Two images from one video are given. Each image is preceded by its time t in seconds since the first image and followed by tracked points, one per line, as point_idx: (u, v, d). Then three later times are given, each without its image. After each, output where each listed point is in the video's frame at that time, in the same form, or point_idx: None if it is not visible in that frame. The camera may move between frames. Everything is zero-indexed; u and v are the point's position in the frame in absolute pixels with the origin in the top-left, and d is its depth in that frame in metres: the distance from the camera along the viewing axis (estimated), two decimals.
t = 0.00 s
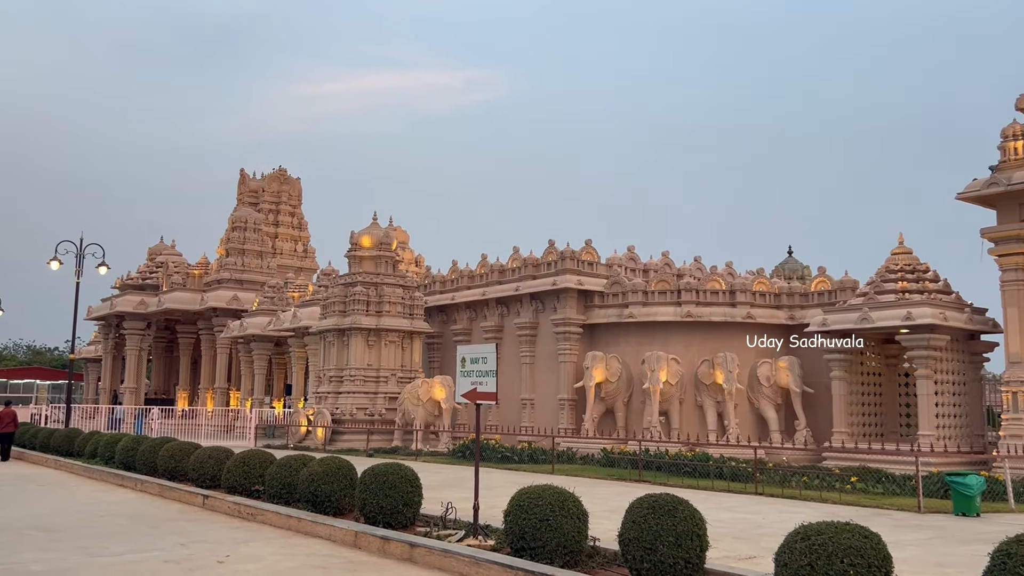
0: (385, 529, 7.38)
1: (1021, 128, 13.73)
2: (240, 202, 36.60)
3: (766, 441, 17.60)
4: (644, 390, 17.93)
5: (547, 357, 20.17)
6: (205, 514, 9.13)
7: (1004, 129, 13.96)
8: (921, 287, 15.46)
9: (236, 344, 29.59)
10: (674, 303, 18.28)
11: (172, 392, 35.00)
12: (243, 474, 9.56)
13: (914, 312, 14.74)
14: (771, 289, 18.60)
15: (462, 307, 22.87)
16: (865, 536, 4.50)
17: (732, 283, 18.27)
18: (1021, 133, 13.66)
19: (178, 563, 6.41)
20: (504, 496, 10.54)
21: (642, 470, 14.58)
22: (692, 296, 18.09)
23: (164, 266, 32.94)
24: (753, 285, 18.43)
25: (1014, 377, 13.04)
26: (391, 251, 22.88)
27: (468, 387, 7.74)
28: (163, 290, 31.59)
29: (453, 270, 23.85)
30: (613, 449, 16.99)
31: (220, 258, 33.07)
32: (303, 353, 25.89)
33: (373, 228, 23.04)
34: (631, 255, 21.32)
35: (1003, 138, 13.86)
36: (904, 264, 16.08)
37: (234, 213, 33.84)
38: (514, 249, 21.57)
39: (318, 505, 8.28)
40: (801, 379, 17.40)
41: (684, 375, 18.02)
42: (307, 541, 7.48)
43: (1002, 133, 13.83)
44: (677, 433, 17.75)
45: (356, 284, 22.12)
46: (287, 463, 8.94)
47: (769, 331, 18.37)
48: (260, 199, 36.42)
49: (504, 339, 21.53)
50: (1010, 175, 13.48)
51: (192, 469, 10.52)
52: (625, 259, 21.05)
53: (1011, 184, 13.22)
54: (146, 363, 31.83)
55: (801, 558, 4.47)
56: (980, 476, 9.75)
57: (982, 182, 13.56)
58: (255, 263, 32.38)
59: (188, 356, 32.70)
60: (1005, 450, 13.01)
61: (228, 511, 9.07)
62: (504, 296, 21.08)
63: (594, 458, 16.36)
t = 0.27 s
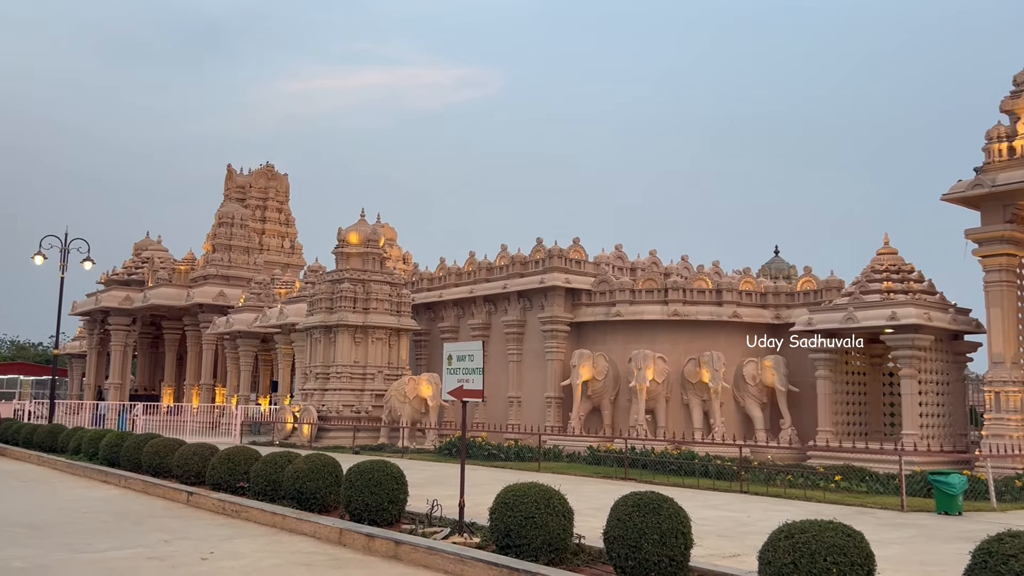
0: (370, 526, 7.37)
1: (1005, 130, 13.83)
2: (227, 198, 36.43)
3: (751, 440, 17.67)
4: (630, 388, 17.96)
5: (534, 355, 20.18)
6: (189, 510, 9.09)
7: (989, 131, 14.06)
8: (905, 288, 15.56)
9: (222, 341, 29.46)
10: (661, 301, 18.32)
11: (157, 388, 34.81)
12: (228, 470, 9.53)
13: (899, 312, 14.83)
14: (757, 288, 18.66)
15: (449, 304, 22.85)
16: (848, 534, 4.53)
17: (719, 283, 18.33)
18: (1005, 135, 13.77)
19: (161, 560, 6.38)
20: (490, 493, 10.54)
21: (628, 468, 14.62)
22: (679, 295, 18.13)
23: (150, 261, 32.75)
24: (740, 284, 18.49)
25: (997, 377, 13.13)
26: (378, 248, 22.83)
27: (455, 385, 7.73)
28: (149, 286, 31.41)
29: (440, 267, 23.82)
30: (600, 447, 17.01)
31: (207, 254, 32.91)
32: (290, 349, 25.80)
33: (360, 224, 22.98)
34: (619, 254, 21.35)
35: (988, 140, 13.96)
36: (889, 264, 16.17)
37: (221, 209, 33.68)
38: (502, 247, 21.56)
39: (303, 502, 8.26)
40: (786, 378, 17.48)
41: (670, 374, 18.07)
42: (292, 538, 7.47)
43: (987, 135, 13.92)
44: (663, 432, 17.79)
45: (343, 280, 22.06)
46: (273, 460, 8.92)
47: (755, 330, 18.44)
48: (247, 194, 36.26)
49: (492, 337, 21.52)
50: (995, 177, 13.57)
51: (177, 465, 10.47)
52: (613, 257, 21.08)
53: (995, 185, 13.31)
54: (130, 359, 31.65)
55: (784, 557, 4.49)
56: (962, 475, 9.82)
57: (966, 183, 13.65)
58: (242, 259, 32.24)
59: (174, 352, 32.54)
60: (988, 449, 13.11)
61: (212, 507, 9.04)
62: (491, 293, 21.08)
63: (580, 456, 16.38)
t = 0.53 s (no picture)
0: (352, 523, 7.35)
1: (987, 131, 13.96)
2: (211, 193, 36.21)
3: (733, 438, 17.75)
4: (614, 386, 17.99)
5: (518, 353, 20.18)
6: (169, 507, 9.03)
7: (970, 133, 14.17)
8: (887, 288, 15.66)
9: (204, 336, 29.30)
10: (645, 300, 18.35)
11: (139, 384, 34.59)
12: (209, 467, 9.48)
13: (881, 312, 14.93)
14: (741, 287, 18.74)
15: (434, 301, 22.81)
16: (828, 532, 4.55)
17: (703, 281, 18.38)
18: (987, 137, 13.88)
19: (140, 556, 6.33)
20: (473, 490, 10.54)
21: (611, 465, 14.65)
22: (663, 294, 18.17)
23: (132, 256, 32.51)
24: (723, 284, 18.55)
25: (976, 377, 13.24)
26: (363, 245, 22.77)
27: (438, 382, 7.72)
28: (131, 281, 31.18)
29: (425, 264, 23.76)
30: (583, 445, 17.04)
31: (190, 249, 32.70)
32: (273, 345, 25.69)
33: (345, 221, 22.89)
34: (603, 252, 21.37)
35: (970, 141, 14.07)
36: (872, 264, 16.27)
37: (204, 204, 33.47)
38: (487, 244, 21.54)
39: (285, 499, 8.23)
40: (769, 377, 17.56)
41: (654, 372, 18.12)
42: (273, 535, 7.43)
43: (969, 136, 14.04)
44: (646, 429, 17.84)
45: (327, 277, 21.99)
46: (254, 456, 8.88)
47: (738, 329, 18.51)
48: (230, 189, 36.05)
49: (476, 335, 21.51)
50: (976, 178, 13.69)
51: (158, 461, 10.40)
52: (597, 255, 21.11)
53: (977, 186, 13.42)
54: (112, 355, 31.42)
55: (765, 554, 4.51)
56: (942, 474, 9.90)
57: (948, 184, 13.75)
58: (225, 254, 32.05)
59: (156, 348, 32.33)
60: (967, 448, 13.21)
61: (193, 504, 8.99)
62: (476, 290, 21.06)
63: (564, 454, 16.40)
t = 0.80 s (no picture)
0: (332, 521, 7.31)
1: (965, 134, 14.10)
2: (191, 188, 35.93)
3: (713, 436, 17.82)
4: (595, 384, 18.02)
5: (500, 351, 20.17)
6: (147, 504, 8.96)
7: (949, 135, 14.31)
8: (866, 288, 15.78)
9: (184, 332, 29.09)
10: (626, 299, 18.38)
11: (117, 380, 34.30)
12: (187, 464, 9.40)
13: (860, 312, 15.05)
14: (721, 286, 18.82)
15: (415, 299, 22.76)
16: (807, 530, 4.58)
17: (684, 281, 18.45)
18: (966, 139, 14.02)
19: (116, 554, 6.27)
20: (453, 488, 10.52)
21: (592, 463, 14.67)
22: (644, 293, 18.21)
23: (111, 251, 32.23)
24: (705, 283, 18.63)
25: (953, 377, 13.38)
26: (344, 241, 22.68)
27: (419, 379, 7.69)
28: (109, 276, 30.90)
29: (407, 261, 23.70)
30: (564, 443, 17.07)
31: (169, 244, 32.44)
32: (253, 342, 25.54)
33: (326, 217, 22.80)
34: (585, 251, 21.39)
35: (949, 143, 14.21)
36: (851, 264, 16.39)
37: (184, 199, 33.20)
38: (470, 242, 21.51)
39: (264, 497, 8.18)
40: (749, 376, 17.66)
41: (635, 370, 18.16)
42: (251, 532, 7.39)
43: (948, 138, 14.17)
44: (626, 428, 17.88)
45: (308, 273, 21.90)
46: (233, 453, 8.82)
47: (719, 328, 18.59)
48: (211, 185, 35.81)
49: (458, 332, 21.47)
50: (955, 179, 13.81)
51: (135, 458, 10.31)
52: (579, 254, 21.13)
53: (955, 188, 13.54)
54: (90, 351, 31.14)
55: (743, 552, 4.53)
56: (919, 473, 9.98)
57: (927, 186, 13.86)
58: (205, 250, 31.83)
59: (135, 344, 32.06)
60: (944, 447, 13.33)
61: (171, 501, 8.91)
62: (458, 288, 21.03)
63: (545, 452, 16.41)
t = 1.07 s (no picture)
0: (308, 519, 7.27)
1: (940, 137, 14.26)
2: (168, 183, 35.61)
3: (690, 435, 17.90)
4: (574, 383, 18.05)
5: (479, 349, 20.15)
6: (121, 501, 8.87)
7: (925, 137, 14.46)
8: (842, 288, 15.91)
9: (160, 329, 28.84)
10: (605, 298, 18.42)
11: (92, 377, 33.95)
12: (162, 461, 9.33)
13: (836, 312, 15.17)
14: (699, 286, 18.92)
15: (394, 296, 22.68)
16: (782, 528, 4.61)
17: (663, 280, 18.51)
18: (941, 142, 14.19)
19: (89, 551, 6.21)
20: (431, 486, 10.49)
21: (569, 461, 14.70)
22: (623, 292, 18.26)
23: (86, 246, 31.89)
24: (683, 282, 18.71)
25: (927, 377, 13.53)
26: (323, 238, 22.57)
27: (397, 377, 7.67)
28: (84, 271, 30.58)
29: (386, 259, 23.62)
30: (542, 441, 17.08)
31: (145, 240, 32.14)
32: (230, 339, 25.37)
33: (305, 213, 22.68)
34: (565, 249, 21.42)
35: (925, 146, 14.36)
36: (828, 265, 16.54)
37: (161, 194, 32.91)
38: (449, 239, 21.47)
39: (239, 494, 8.12)
40: (726, 375, 17.76)
41: (613, 369, 18.21)
42: (227, 530, 7.34)
43: (924, 141, 14.32)
44: (604, 426, 17.93)
45: (285, 270, 21.77)
46: (209, 450, 8.75)
47: (697, 327, 18.67)
48: (188, 180, 35.50)
49: (436, 330, 21.43)
50: (930, 182, 13.95)
51: (109, 455, 10.21)
52: (559, 252, 21.15)
53: (931, 190, 13.68)
54: (64, 347, 30.79)
55: (719, 550, 4.55)
56: (893, 472, 10.08)
57: (903, 187, 13.98)
58: (182, 246, 31.56)
59: (110, 340, 31.74)
60: (917, 446, 13.48)
61: (146, 498, 8.83)
62: (437, 286, 20.98)
63: (523, 450, 16.42)
